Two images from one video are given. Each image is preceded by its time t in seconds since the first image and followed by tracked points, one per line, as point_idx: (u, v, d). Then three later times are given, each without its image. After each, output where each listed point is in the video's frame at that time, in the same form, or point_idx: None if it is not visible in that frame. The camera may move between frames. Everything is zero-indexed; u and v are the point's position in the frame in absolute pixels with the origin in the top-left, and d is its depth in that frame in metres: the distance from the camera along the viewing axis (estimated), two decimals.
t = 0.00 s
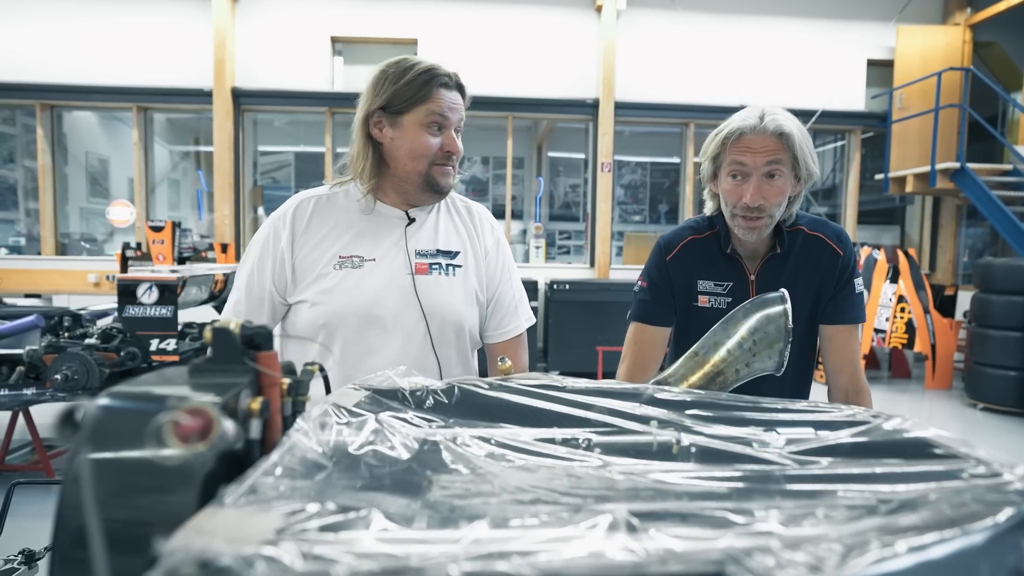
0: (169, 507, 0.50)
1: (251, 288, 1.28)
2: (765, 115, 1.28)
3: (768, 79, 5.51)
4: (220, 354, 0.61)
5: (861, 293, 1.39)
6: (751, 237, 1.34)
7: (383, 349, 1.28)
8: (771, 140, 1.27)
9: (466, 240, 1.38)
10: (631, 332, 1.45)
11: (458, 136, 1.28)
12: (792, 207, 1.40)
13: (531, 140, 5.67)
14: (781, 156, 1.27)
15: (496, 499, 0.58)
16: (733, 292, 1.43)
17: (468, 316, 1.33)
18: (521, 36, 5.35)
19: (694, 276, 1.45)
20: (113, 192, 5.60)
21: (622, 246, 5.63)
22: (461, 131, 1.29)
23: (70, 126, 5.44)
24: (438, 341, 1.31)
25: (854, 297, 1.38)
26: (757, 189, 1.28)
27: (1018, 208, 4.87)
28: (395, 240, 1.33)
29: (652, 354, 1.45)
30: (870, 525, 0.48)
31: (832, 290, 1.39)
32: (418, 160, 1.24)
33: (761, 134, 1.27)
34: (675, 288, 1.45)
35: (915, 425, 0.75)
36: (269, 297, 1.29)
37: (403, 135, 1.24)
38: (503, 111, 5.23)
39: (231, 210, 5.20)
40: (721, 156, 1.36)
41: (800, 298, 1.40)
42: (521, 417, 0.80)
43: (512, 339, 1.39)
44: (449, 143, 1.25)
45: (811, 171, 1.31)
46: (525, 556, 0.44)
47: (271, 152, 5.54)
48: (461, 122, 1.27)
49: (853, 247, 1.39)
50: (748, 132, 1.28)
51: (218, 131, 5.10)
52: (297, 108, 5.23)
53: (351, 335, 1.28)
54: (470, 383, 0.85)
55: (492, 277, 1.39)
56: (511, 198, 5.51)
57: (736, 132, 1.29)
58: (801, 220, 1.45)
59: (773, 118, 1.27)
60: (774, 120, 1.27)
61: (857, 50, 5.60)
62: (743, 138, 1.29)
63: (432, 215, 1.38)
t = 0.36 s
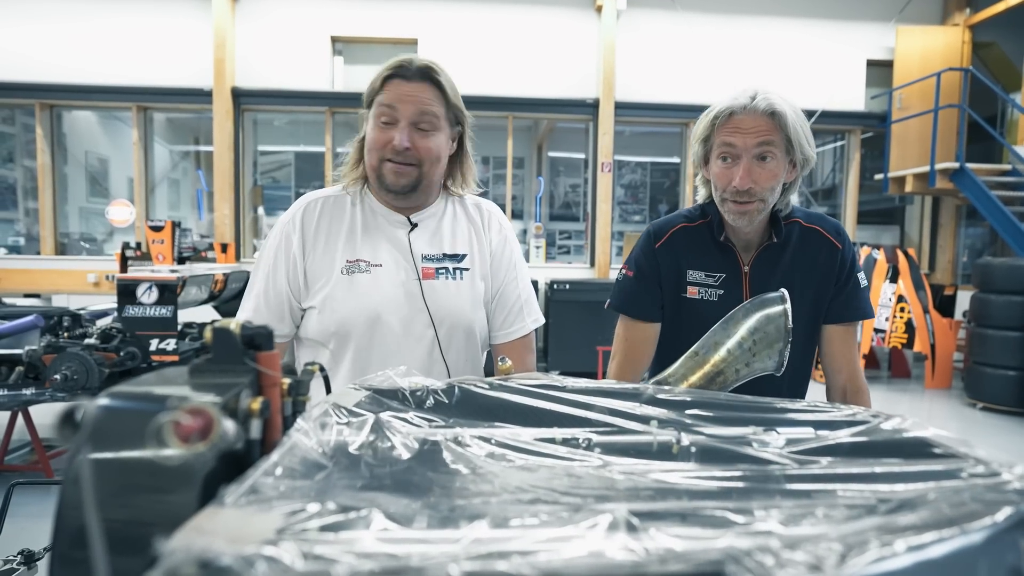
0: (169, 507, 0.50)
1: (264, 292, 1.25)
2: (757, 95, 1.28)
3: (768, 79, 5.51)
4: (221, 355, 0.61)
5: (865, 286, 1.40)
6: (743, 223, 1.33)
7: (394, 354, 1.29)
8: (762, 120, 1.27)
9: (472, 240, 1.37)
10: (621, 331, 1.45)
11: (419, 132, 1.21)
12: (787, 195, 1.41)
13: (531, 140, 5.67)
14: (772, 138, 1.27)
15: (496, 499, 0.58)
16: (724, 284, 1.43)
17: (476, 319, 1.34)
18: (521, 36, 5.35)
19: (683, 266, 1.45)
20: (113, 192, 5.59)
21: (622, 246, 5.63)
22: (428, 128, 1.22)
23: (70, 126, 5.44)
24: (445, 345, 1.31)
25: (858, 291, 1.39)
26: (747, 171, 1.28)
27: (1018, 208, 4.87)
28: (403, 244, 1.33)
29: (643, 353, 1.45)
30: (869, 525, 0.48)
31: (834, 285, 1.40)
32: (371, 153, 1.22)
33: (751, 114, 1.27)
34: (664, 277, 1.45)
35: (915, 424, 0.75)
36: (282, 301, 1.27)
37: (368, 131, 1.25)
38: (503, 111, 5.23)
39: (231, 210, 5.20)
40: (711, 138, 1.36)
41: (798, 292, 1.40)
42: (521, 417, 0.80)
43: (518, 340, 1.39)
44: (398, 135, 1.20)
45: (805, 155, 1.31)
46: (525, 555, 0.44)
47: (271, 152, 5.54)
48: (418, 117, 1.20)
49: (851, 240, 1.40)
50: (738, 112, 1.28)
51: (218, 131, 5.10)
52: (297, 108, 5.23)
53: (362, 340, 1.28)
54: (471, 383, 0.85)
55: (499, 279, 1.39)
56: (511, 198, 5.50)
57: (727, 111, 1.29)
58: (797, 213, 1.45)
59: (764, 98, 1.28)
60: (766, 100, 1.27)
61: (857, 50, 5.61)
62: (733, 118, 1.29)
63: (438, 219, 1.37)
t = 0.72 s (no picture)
0: (168, 507, 0.50)
1: (266, 298, 1.31)
2: (747, 80, 1.29)
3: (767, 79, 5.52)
4: (218, 355, 0.61)
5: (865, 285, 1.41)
6: (738, 213, 1.33)
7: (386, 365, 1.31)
8: (754, 105, 1.27)
9: (469, 250, 1.33)
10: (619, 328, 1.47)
11: (381, 145, 1.19)
12: (785, 184, 1.42)
13: (531, 140, 5.67)
14: (765, 122, 1.27)
15: (492, 498, 0.59)
16: (720, 281, 1.43)
17: (470, 332, 1.32)
18: (520, 36, 5.35)
19: (675, 263, 1.45)
20: (113, 192, 5.59)
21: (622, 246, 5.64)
22: (388, 139, 1.20)
23: (70, 127, 5.45)
24: (437, 357, 1.30)
25: (859, 289, 1.40)
26: (740, 158, 1.28)
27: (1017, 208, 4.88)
28: (396, 254, 1.32)
29: (638, 351, 1.47)
30: (863, 524, 0.48)
31: (835, 282, 1.40)
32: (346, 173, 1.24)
33: (743, 99, 1.27)
34: (658, 274, 1.45)
35: (910, 424, 0.75)
36: (284, 306, 1.33)
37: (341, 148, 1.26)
38: (502, 111, 5.24)
39: (231, 210, 5.21)
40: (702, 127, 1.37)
41: (799, 290, 1.40)
42: (518, 417, 0.81)
43: (526, 347, 1.35)
44: (361, 153, 1.20)
45: (800, 140, 1.32)
46: (519, 554, 0.44)
47: (271, 153, 5.54)
48: (373, 131, 1.18)
49: (853, 238, 1.40)
50: (729, 97, 1.29)
51: (218, 131, 5.11)
52: (297, 108, 5.24)
53: (353, 349, 1.30)
54: (469, 383, 0.86)
55: (503, 287, 1.34)
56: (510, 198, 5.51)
57: (717, 98, 1.30)
58: (798, 209, 1.46)
59: (755, 82, 1.28)
60: (757, 84, 1.27)
61: (856, 50, 5.61)
62: (724, 103, 1.29)
63: (432, 228, 1.35)
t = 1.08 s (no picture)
0: (168, 506, 0.50)
1: (264, 300, 1.30)
2: (754, 72, 1.28)
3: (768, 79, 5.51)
4: (220, 355, 0.61)
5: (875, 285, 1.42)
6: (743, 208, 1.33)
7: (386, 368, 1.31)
8: (759, 97, 1.27)
9: (471, 252, 1.33)
10: (624, 330, 1.50)
11: (373, 140, 1.20)
12: (794, 178, 1.41)
13: (531, 140, 5.67)
14: (770, 115, 1.27)
15: (492, 498, 0.59)
16: (729, 281, 1.43)
17: (471, 335, 1.31)
18: (520, 36, 5.35)
19: (683, 265, 1.45)
20: (113, 192, 5.59)
21: (622, 246, 5.63)
22: (380, 136, 1.20)
23: (70, 127, 5.44)
24: (438, 362, 1.30)
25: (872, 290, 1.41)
26: (746, 153, 1.28)
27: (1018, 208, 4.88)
28: (395, 256, 1.32)
29: (641, 351, 1.50)
30: (864, 523, 0.48)
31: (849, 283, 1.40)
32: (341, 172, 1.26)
33: (747, 92, 1.27)
34: (666, 277, 1.45)
35: (911, 424, 0.75)
36: (282, 308, 1.33)
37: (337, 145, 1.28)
38: (502, 111, 5.23)
39: (232, 210, 5.21)
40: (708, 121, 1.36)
41: (814, 292, 1.40)
42: (519, 417, 0.81)
43: (530, 349, 1.37)
44: (354, 152, 1.20)
45: (809, 132, 1.31)
46: (521, 553, 0.44)
47: (271, 153, 5.54)
48: (364, 128, 1.19)
49: (867, 238, 1.39)
50: (733, 91, 1.28)
51: (218, 132, 5.11)
52: (297, 108, 5.24)
53: (351, 354, 1.30)
54: (469, 383, 0.86)
55: (507, 290, 1.35)
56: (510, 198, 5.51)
57: (722, 90, 1.29)
58: (812, 208, 1.46)
59: (761, 74, 1.28)
60: (763, 76, 1.27)
61: (857, 50, 5.61)
62: (729, 97, 1.29)
63: (430, 230, 1.34)
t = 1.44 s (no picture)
0: (171, 506, 0.50)
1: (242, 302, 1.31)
2: (761, 75, 1.28)
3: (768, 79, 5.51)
4: (222, 354, 0.61)
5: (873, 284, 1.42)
6: (749, 211, 1.34)
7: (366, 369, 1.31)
8: (767, 102, 1.27)
9: (453, 251, 1.33)
10: (620, 329, 1.48)
11: (349, 128, 1.20)
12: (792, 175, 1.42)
13: (531, 140, 5.67)
14: (777, 120, 1.27)
15: (495, 498, 0.59)
16: (726, 277, 1.43)
17: (453, 335, 1.31)
18: (520, 36, 5.36)
19: (681, 261, 1.45)
20: (114, 192, 5.59)
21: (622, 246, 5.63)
22: (356, 123, 1.20)
23: (70, 127, 5.44)
24: (421, 362, 1.30)
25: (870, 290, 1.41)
26: (755, 159, 1.28)
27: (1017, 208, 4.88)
28: (374, 255, 1.31)
29: (639, 350, 1.48)
30: (867, 523, 0.48)
31: (843, 281, 1.40)
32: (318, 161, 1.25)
33: (754, 97, 1.27)
34: (663, 274, 1.45)
35: (914, 424, 0.75)
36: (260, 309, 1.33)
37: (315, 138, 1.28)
38: (503, 111, 5.23)
39: (232, 210, 5.21)
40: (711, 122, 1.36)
41: (811, 289, 1.40)
42: (521, 417, 0.81)
43: (517, 347, 1.37)
44: (331, 140, 1.20)
45: (809, 134, 1.32)
46: (525, 553, 0.44)
47: (271, 152, 5.53)
48: (340, 114, 1.18)
49: (864, 236, 1.39)
50: (741, 94, 1.28)
51: (218, 131, 5.10)
52: (297, 109, 5.24)
53: (331, 355, 1.30)
54: (471, 383, 0.86)
55: (490, 289, 1.35)
56: (510, 198, 5.51)
57: (729, 94, 1.29)
58: (808, 207, 1.45)
59: (767, 78, 1.27)
60: (770, 80, 1.26)
61: (857, 50, 5.61)
62: (737, 101, 1.28)
63: (412, 225, 1.34)
